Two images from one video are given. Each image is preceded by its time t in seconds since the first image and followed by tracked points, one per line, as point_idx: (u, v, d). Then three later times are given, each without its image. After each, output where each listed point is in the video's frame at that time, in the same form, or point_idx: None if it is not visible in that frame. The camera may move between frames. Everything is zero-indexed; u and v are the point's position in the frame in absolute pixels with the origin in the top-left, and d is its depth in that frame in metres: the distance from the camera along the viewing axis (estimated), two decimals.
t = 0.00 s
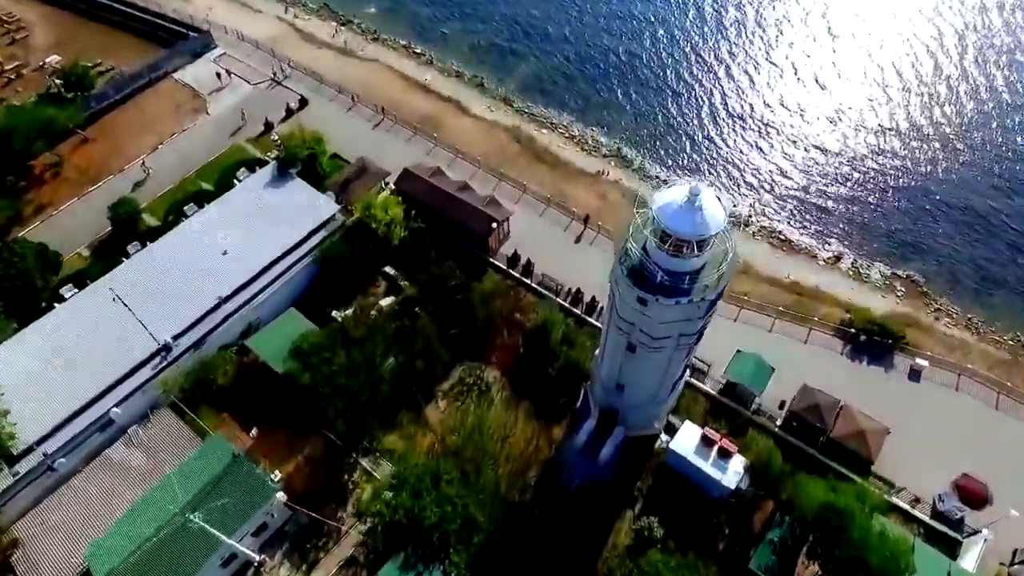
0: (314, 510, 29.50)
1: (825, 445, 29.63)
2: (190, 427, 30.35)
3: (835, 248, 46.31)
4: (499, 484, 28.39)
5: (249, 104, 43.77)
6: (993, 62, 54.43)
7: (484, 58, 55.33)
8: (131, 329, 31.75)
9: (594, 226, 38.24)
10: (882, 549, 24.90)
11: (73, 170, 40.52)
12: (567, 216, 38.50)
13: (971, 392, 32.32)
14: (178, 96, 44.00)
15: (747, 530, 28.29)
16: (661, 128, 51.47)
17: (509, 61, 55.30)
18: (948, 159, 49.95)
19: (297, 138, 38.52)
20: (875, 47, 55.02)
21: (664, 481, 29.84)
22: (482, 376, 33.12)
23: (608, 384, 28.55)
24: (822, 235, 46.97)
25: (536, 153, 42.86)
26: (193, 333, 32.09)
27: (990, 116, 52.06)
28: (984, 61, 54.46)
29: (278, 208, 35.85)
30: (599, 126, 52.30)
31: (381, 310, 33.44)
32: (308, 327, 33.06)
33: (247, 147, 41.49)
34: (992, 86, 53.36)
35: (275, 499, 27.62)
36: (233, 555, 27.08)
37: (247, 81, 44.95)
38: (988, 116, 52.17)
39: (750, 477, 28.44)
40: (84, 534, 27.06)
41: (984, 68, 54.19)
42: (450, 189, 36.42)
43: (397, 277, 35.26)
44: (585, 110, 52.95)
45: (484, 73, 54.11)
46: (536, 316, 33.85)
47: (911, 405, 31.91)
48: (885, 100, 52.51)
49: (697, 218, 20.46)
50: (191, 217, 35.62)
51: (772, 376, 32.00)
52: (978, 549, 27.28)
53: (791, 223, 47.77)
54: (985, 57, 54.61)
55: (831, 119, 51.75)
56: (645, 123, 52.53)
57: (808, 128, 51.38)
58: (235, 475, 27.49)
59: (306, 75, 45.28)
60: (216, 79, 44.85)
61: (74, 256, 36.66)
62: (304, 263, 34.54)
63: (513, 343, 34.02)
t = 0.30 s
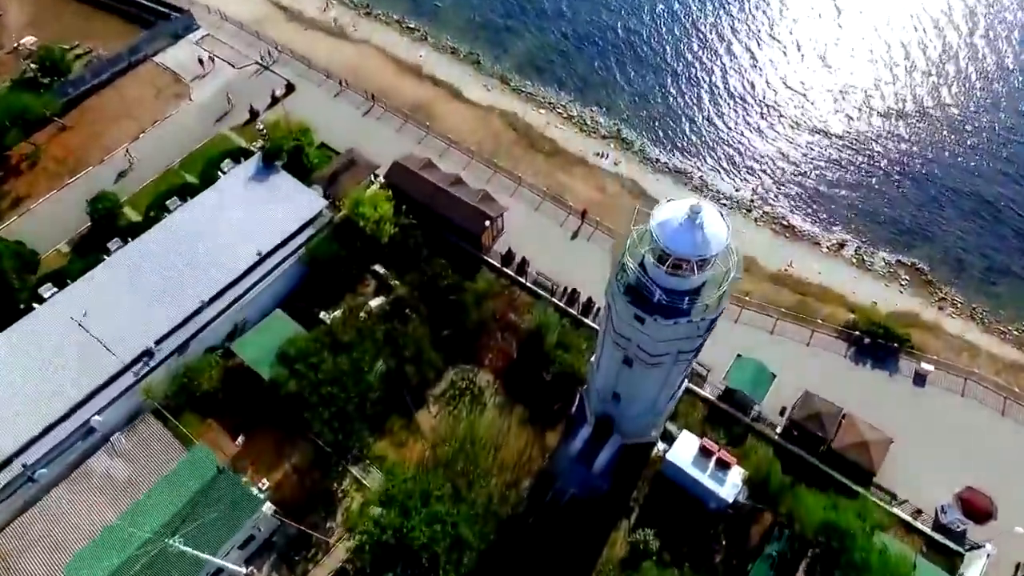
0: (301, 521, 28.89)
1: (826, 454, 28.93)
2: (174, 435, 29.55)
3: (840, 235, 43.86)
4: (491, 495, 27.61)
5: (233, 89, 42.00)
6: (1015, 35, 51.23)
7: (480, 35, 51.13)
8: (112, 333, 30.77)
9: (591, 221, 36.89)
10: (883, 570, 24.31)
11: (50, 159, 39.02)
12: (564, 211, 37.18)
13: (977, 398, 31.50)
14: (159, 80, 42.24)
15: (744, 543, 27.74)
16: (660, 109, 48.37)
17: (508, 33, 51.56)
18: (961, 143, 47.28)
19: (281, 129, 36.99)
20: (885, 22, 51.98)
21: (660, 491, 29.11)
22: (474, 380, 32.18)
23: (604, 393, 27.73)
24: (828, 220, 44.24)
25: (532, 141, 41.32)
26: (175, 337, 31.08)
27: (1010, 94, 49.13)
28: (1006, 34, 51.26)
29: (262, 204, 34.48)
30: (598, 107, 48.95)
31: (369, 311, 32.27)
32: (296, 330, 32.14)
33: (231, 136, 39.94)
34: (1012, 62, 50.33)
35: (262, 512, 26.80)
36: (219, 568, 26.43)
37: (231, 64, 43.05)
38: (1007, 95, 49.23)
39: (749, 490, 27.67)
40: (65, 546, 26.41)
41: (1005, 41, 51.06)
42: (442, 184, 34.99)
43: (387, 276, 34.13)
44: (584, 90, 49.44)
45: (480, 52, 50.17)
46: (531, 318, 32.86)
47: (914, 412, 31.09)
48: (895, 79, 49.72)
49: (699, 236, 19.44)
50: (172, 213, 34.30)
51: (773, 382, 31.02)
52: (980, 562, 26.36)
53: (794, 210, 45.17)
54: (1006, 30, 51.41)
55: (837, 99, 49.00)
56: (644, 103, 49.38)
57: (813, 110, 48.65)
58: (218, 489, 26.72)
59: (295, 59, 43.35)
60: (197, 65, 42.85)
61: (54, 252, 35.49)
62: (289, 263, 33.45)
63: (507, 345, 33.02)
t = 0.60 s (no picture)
0: (288, 535, 28.24)
1: (825, 465, 28.25)
2: (158, 444, 28.83)
3: (843, 222, 41.65)
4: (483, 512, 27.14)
5: (215, 76, 40.28)
6: None
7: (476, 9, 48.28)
8: (92, 339, 29.79)
9: (588, 219, 35.66)
10: None
11: (28, 150, 37.60)
12: (559, 207, 35.93)
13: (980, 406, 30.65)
14: (139, 67, 40.52)
15: (738, 558, 27.28)
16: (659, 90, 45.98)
17: (503, 8, 48.62)
18: (973, 126, 44.95)
19: (263, 122, 35.55)
20: None
21: (655, 502, 28.49)
22: (466, 386, 31.36)
23: (599, 406, 26.98)
24: (832, 207, 42.22)
25: (527, 132, 39.95)
26: (156, 343, 30.09)
27: None
28: None
29: (246, 203, 33.16)
30: (598, 87, 46.42)
31: (357, 317, 31.38)
32: (282, 335, 31.10)
33: (214, 127, 38.46)
34: None
35: (250, 526, 26.33)
36: None
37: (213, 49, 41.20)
38: None
39: (746, 505, 27.05)
40: (48, 563, 25.93)
41: None
42: (432, 181, 33.64)
43: (376, 278, 33.13)
44: (583, 69, 46.87)
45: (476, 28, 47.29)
46: (524, 322, 32.01)
47: (917, 421, 30.25)
48: (904, 58, 47.23)
49: (697, 263, 18.43)
50: (154, 211, 33.05)
51: (774, 392, 30.14)
52: None
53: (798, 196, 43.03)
54: None
55: (842, 81, 46.64)
56: (643, 83, 46.76)
57: (817, 92, 46.36)
58: (199, 510, 26.05)
59: (282, 44, 41.48)
60: (178, 51, 41.01)
61: (32, 250, 34.39)
62: (275, 265, 32.35)
63: (501, 349, 32.11)
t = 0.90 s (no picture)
0: (276, 549, 27.73)
1: (825, 479, 27.71)
2: (143, 457, 28.17)
3: (847, 211, 39.51)
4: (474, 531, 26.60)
5: (196, 64, 38.61)
6: None
7: None
8: (72, 348, 28.81)
9: (584, 218, 34.55)
10: None
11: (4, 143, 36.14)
12: (554, 206, 34.81)
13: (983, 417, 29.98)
14: (117, 54, 38.85)
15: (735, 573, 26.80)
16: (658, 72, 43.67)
17: None
18: (980, 113, 43.01)
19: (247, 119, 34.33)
20: None
21: (651, 515, 27.97)
22: (458, 394, 30.54)
23: (596, 422, 26.20)
24: (837, 194, 40.10)
25: (521, 125, 38.91)
26: (139, 352, 29.12)
27: None
28: None
29: (229, 203, 31.86)
30: (597, 67, 44.01)
31: (345, 323, 30.39)
32: (268, 343, 30.30)
33: (196, 119, 37.02)
34: None
35: (238, 543, 25.96)
36: None
37: (195, 35, 39.44)
38: None
39: (742, 522, 26.55)
40: None
41: None
42: (422, 180, 32.39)
43: (364, 280, 32.13)
44: (582, 48, 44.47)
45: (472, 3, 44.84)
46: (517, 329, 31.31)
47: (919, 432, 29.59)
48: (912, 39, 45.11)
49: (695, 298, 17.72)
50: (133, 211, 31.80)
51: (773, 401, 29.46)
52: None
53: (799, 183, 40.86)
54: None
55: (848, 63, 44.49)
56: (640, 64, 44.38)
57: (822, 74, 44.19)
58: (185, 527, 25.64)
59: (267, 29, 39.73)
60: (157, 39, 39.23)
61: (11, 251, 33.27)
62: (259, 268, 31.26)
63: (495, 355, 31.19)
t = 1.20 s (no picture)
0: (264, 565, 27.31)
1: (821, 494, 27.36)
2: (127, 471, 27.62)
3: (851, 200, 38.27)
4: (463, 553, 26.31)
5: (176, 53, 37.03)
6: None
7: None
8: (52, 360, 28.02)
9: (580, 219, 33.52)
10: None
11: None
12: (549, 206, 33.72)
13: (984, 429, 29.41)
14: (94, 44, 37.25)
15: None
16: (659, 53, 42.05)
17: None
18: (989, 98, 41.45)
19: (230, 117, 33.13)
20: None
21: (645, 529, 27.62)
22: (449, 404, 29.92)
23: (590, 439, 25.58)
24: (841, 181, 38.80)
25: (515, 119, 37.62)
26: (121, 363, 28.38)
27: None
28: None
29: (212, 206, 30.69)
30: (597, 47, 42.34)
31: (333, 333, 29.64)
32: (254, 352, 29.54)
33: (177, 112, 35.61)
34: None
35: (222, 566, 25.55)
36: None
37: (174, 23, 37.79)
38: None
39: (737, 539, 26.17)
40: None
41: None
42: (411, 181, 31.27)
43: (353, 286, 31.22)
44: (581, 27, 42.72)
45: None
46: (510, 336, 30.45)
47: (918, 442, 29.06)
48: (922, 20, 43.33)
49: (693, 343, 17.17)
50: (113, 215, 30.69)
51: (773, 413, 28.96)
52: None
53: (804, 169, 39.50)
54: None
55: (855, 46, 42.80)
56: (639, 45, 42.66)
57: (827, 57, 42.53)
58: (168, 553, 25.18)
59: (250, 16, 38.09)
60: (136, 29, 37.56)
61: None
62: (244, 275, 30.33)
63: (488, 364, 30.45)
